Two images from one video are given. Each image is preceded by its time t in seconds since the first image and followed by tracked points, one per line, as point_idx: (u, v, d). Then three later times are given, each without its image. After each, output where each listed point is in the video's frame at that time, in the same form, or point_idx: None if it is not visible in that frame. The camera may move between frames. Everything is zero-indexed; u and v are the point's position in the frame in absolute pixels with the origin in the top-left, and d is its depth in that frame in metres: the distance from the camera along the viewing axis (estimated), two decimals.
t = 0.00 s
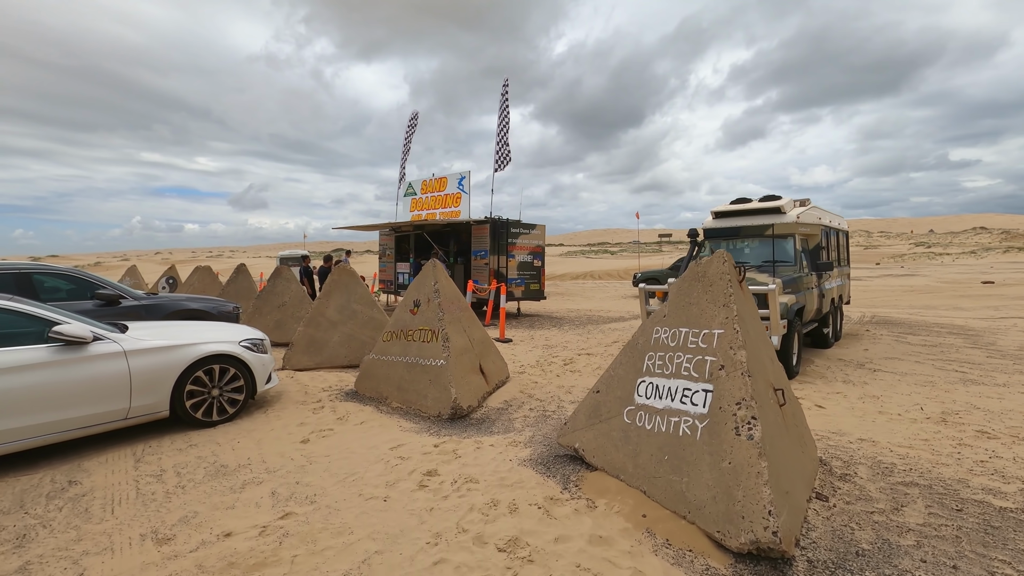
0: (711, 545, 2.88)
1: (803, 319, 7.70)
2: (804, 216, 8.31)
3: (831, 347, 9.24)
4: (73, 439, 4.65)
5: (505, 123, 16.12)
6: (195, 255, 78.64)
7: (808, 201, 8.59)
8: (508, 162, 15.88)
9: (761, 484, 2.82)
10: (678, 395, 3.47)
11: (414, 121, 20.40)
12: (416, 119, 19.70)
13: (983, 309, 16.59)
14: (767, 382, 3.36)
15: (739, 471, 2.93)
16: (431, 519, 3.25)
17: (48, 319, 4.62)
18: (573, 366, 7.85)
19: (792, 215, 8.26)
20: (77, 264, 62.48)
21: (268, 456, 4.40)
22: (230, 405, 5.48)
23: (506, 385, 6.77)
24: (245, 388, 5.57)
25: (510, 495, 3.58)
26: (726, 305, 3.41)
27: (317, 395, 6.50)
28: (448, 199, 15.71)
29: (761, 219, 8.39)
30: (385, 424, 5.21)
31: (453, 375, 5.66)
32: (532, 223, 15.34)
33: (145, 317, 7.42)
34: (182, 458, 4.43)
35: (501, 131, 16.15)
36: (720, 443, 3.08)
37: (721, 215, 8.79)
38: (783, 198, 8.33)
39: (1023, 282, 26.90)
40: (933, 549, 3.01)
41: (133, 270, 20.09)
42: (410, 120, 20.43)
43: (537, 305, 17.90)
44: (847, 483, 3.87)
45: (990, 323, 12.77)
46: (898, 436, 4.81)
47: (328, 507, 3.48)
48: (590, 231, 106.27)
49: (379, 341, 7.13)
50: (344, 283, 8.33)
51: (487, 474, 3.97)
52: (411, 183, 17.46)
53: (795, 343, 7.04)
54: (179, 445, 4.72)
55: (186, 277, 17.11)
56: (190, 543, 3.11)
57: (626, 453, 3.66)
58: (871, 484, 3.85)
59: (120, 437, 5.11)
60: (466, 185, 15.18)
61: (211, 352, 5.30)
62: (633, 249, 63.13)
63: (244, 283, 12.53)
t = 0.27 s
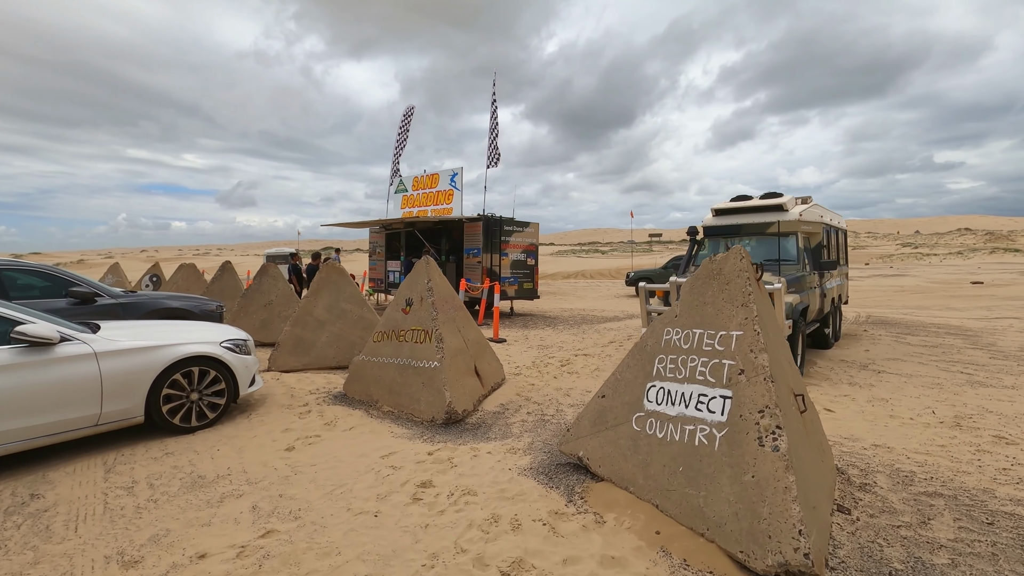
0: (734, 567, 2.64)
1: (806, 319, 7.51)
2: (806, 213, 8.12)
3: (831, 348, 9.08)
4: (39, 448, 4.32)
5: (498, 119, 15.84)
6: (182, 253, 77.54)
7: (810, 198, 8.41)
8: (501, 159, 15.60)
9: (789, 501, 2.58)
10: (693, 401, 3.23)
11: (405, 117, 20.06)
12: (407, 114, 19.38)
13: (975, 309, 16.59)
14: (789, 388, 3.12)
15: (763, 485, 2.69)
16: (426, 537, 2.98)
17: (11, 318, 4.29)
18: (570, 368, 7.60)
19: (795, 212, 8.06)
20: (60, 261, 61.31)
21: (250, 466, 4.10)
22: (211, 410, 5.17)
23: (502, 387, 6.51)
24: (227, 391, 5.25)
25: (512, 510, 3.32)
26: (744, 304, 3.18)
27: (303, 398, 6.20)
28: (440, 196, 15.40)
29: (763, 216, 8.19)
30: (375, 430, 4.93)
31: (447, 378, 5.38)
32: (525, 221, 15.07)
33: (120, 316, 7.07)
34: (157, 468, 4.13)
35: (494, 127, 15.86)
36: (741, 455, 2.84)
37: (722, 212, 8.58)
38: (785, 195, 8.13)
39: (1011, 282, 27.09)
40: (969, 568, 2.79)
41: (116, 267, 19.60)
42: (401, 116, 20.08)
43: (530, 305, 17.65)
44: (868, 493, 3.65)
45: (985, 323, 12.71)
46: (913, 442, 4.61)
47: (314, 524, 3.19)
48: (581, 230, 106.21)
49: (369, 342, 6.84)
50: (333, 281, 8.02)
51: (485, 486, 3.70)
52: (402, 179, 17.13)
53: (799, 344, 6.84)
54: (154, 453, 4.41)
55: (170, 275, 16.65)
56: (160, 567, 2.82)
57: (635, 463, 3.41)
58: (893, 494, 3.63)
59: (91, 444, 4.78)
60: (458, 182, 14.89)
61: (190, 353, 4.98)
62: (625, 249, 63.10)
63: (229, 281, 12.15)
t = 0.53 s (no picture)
0: None
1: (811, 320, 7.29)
2: (811, 211, 7.90)
3: (834, 349, 8.88)
4: None
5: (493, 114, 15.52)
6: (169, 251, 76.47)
7: (815, 196, 8.19)
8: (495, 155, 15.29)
9: (829, 526, 2.33)
10: (714, 412, 2.97)
11: (399, 113, 19.70)
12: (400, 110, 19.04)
13: (971, 309, 16.52)
14: (820, 397, 2.87)
15: (799, 508, 2.43)
16: (423, 564, 2.70)
17: None
18: (569, 370, 7.33)
19: (799, 209, 7.84)
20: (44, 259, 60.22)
21: (230, 480, 3.79)
22: (190, 417, 4.84)
23: (499, 391, 6.23)
24: (208, 397, 4.92)
25: (516, 531, 3.04)
26: (770, 307, 2.92)
27: (290, 403, 5.88)
28: (433, 192, 15.08)
29: (767, 213, 7.96)
30: (366, 438, 4.63)
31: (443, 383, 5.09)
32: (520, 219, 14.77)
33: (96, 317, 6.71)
34: (129, 482, 3.80)
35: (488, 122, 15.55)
36: (770, 473, 2.59)
37: (724, 209, 8.35)
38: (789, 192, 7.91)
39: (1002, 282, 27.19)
40: None
41: (101, 264, 19.08)
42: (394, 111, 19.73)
43: (524, 304, 17.38)
44: (897, 509, 3.40)
45: (984, 323, 12.59)
46: (934, 451, 4.38)
47: (298, 549, 2.89)
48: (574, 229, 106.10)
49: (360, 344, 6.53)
50: (322, 280, 7.72)
51: (486, 502, 3.41)
52: (394, 176, 16.78)
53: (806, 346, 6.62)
54: (126, 465, 4.08)
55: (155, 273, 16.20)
56: None
57: (649, 479, 3.15)
58: (923, 510, 3.39)
59: (60, 455, 4.45)
60: (451, 178, 14.57)
61: (168, 357, 4.64)
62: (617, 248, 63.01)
63: (214, 279, 11.76)
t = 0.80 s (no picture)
0: None
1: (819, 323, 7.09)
2: (818, 211, 7.70)
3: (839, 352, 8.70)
4: None
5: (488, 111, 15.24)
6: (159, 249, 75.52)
7: (821, 196, 8.00)
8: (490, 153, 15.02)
9: (880, 562, 2.12)
10: (742, 430, 2.75)
11: (392, 110, 19.37)
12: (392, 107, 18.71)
13: (968, 309, 16.46)
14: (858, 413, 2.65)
15: (844, 540, 2.22)
16: None
17: None
18: (571, 375, 7.09)
19: (806, 209, 7.65)
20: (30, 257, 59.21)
21: (215, 500, 3.52)
22: (174, 429, 4.56)
23: (500, 398, 5.98)
24: (193, 408, 4.64)
25: (528, 560, 2.79)
26: (803, 316, 2.70)
27: (281, 412, 5.60)
28: (428, 191, 14.79)
29: (773, 213, 7.76)
30: (362, 452, 4.36)
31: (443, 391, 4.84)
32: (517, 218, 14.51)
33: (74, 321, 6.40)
34: (105, 504, 3.52)
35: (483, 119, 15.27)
36: (809, 500, 2.37)
37: (728, 209, 8.15)
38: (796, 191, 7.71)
39: (995, 281, 27.27)
40: None
41: (87, 262, 18.62)
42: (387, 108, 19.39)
43: (520, 304, 17.14)
44: (931, 530, 3.19)
45: (985, 324, 12.49)
46: (959, 463, 4.18)
47: None
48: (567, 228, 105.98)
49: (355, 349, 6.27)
50: (314, 281, 7.45)
51: (493, 525, 3.16)
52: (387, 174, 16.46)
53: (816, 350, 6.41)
54: (103, 483, 3.80)
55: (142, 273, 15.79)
56: None
57: (670, 500, 2.92)
58: (959, 531, 3.19)
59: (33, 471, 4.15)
60: (446, 176, 14.28)
61: (149, 366, 4.35)
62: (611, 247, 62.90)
63: (203, 279, 11.42)
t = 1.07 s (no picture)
0: None
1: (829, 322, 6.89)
2: (827, 207, 7.51)
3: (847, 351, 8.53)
4: None
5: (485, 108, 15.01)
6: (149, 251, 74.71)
7: (830, 192, 7.81)
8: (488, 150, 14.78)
9: None
10: (781, 439, 2.54)
11: (384, 107, 19.09)
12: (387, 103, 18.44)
13: (968, 307, 16.39)
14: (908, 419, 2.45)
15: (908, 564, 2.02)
16: None
17: None
18: (577, 377, 6.87)
19: (815, 205, 7.46)
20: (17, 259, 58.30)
21: (206, 516, 3.27)
22: (163, 438, 4.29)
23: (505, 401, 5.76)
24: (183, 415, 4.38)
25: None
26: (847, 314, 2.49)
27: (275, 417, 5.35)
28: (424, 189, 14.55)
29: (781, 210, 7.58)
30: (362, 461, 4.12)
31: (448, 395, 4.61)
32: (514, 217, 14.24)
33: (60, 323, 6.12)
34: (86, 522, 3.26)
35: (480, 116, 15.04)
36: (863, 517, 2.16)
37: (735, 205, 7.96)
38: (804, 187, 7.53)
39: (990, 279, 27.32)
40: None
41: (75, 264, 18.23)
42: (380, 105, 19.11)
43: (517, 304, 16.92)
44: (976, 542, 3.00)
45: (988, 322, 12.39)
46: (991, 468, 3.99)
47: None
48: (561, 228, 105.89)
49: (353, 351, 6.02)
50: (310, 281, 7.19)
51: (507, 541, 2.94)
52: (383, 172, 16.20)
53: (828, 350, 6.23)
54: (85, 498, 3.54)
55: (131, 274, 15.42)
56: None
57: (701, 514, 2.71)
58: (1005, 543, 2.99)
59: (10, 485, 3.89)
60: (443, 174, 14.04)
61: (135, 372, 4.09)
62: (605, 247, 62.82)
63: (194, 280, 11.12)
